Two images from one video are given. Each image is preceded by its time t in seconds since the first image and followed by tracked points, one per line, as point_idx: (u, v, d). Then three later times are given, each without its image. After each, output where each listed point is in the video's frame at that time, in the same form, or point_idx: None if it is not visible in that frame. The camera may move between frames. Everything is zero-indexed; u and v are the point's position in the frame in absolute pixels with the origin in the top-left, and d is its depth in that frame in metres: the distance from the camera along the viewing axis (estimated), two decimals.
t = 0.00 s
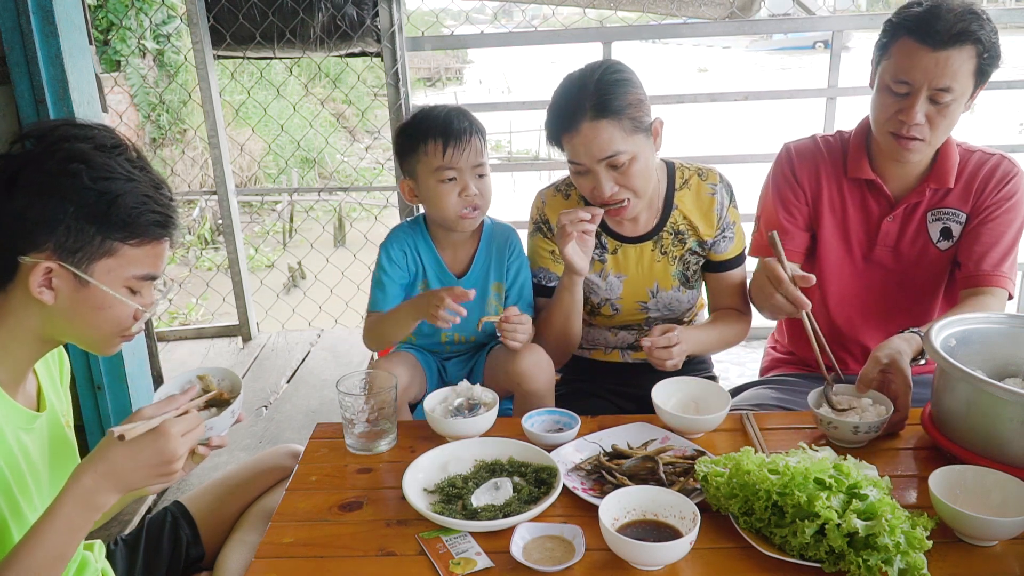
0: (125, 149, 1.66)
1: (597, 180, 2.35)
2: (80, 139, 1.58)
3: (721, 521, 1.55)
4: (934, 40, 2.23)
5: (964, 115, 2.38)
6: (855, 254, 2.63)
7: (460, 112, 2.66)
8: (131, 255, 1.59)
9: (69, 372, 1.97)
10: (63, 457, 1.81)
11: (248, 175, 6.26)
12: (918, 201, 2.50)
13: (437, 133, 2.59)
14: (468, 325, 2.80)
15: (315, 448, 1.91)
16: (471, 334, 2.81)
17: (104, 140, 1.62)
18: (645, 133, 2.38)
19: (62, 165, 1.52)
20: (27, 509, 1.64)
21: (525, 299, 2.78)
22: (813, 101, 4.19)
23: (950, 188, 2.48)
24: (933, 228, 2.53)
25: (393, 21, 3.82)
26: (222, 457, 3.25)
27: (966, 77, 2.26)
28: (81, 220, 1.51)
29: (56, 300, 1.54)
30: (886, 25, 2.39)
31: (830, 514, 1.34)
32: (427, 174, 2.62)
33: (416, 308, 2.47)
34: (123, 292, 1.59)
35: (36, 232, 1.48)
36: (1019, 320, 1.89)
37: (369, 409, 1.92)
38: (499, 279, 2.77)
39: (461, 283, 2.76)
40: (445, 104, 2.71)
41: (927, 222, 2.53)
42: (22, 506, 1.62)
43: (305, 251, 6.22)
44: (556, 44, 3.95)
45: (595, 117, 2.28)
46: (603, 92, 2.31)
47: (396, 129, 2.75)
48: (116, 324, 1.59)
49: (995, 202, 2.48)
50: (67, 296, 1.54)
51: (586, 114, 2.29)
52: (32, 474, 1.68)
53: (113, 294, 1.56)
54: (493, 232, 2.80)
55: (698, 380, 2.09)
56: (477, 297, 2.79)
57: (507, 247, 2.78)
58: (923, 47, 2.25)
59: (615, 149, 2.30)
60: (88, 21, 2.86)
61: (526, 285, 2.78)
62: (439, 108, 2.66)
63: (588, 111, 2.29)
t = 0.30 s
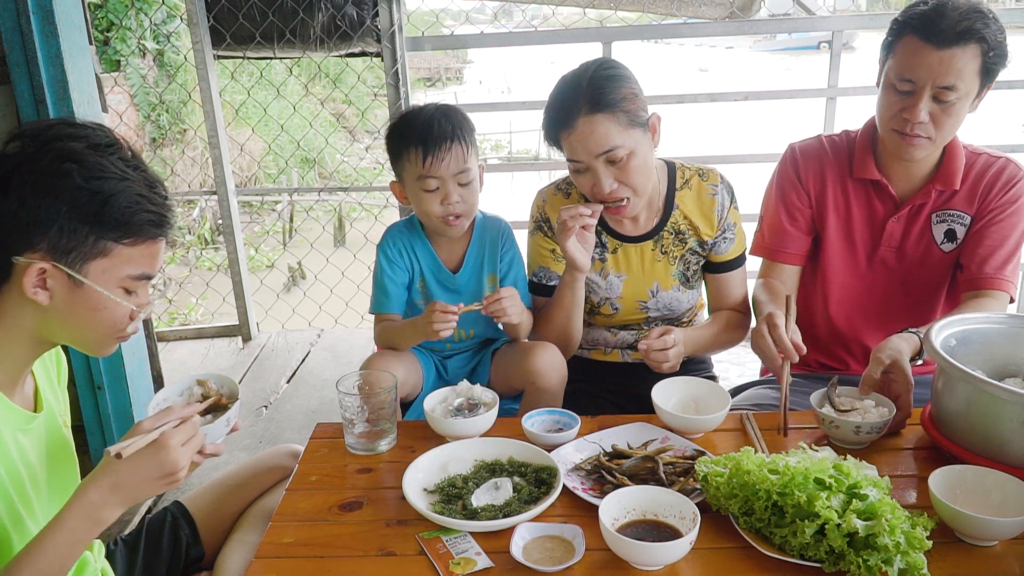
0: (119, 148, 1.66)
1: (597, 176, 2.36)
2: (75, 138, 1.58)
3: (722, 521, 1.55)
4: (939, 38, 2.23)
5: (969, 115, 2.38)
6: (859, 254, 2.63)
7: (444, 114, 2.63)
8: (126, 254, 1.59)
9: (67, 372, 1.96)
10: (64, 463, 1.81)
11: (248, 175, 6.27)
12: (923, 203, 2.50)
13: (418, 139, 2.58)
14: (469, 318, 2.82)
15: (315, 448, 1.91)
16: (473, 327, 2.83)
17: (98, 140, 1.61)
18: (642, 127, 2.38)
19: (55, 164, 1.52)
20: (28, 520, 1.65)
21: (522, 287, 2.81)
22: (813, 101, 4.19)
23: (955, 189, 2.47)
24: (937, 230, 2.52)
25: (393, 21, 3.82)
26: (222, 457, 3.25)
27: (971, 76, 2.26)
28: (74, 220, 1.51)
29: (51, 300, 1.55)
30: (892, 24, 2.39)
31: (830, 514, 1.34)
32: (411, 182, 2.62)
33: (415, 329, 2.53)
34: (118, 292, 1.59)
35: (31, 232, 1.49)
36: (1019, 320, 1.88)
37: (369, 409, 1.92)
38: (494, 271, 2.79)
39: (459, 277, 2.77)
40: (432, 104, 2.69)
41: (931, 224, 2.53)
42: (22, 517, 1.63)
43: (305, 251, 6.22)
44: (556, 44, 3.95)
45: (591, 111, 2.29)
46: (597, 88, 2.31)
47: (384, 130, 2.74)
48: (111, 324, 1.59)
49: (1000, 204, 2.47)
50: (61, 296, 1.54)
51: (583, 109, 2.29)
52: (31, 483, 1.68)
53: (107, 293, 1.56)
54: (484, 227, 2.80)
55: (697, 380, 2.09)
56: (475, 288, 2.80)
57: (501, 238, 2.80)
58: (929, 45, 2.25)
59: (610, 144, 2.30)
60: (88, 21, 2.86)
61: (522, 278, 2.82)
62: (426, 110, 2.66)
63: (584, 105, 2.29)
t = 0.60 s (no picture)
0: (123, 151, 1.65)
1: (596, 176, 2.36)
2: (78, 140, 1.58)
3: (722, 521, 1.55)
4: (916, 40, 2.24)
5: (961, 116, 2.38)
6: (863, 259, 2.62)
7: (430, 127, 2.61)
8: (128, 258, 1.59)
9: (67, 372, 1.96)
10: (63, 465, 1.81)
11: (249, 175, 6.27)
12: (928, 206, 2.49)
13: (403, 154, 2.56)
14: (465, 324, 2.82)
15: (315, 448, 1.91)
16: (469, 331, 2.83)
17: (103, 142, 1.61)
18: (640, 125, 2.37)
19: (58, 165, 1.52)
20: (27, 521, 1.64)
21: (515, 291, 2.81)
22: (813, 101, 4.20)
23: (960, 192, 2.47)
24: (943, 233, 2.52)
25: (393, 21, 3.82)
26: (222, 457, 3.25)
27: (954, 76, 2.25)
28: (77, 222, 1.51)
29: (51, 301, 1.54)
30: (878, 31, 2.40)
31: (830, 514, 1.34)
32: (400, 195, 2.61)
33: (412, 340, 2.52)
34: (119, 295, 1.60)
35: (33, 233, 1.49)
36: (1019, 320, 1.88)
37: (368, 408, 1.92)
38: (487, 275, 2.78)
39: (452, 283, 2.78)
40: (420, 114, 2.68)
41: (937, 227, 2.52)
42: (21, 518, 1.62)
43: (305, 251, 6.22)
44: (556, 44, 3.95)
45: (588, 110, 2.29)
46: (593, 87, 2.31)
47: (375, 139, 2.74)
48: (111, 325, 1.60)
49: (1004, 207, 2.48)
50: (62, 298, 1.54)
51: (580, 108, 2.29)
52: (29, 484, 1.68)
53: (107, 296, 1.57)
54: (478, 230, 2.81)
55: (697, 380, 2.09)
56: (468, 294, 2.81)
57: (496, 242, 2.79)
58: (907, 48, 2.26)
59: (609, 143, 2.30)
60: (88, 21, 2.86)
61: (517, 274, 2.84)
62: (413, 121, 2.64)
63: (581, 104, 2.29)
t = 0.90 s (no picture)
0: (129, 155, 1.65)
1: (599, 176, 2.35)
2: (84, 143, 1.59)
3: (721, 521, 1.55)
4: (904, 44, 2.24)
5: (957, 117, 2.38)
6: (865, 261, 2.62)
7: (436, 128, 2.63)
8: (131, 262, 1.59)
9: (68, 373, 1.96)
10: (64, 465, 1.81)
11: (249, 175, 6.28)
12: (930, 208, 2.49)
13: (413, 155, 2.57)
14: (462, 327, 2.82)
15: (315, 448, 1.91)
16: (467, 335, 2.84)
17: (109, 146, 1.62)
18: (643, 128, 2.38)
19: (61, 169, 1.52)
20: (27, 520, 1.64)
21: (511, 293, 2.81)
22: (813, 101, 4.20)
23: (962, 194, 2.47)
24: (947, 235, 2.52)
25: (393, 21, 3.82)
26: (222, 457, 3.25)
27: (944, 79, 2.24)
28: (81, 228, 1.51)
29: (53, 304, 1.54)
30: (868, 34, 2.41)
31: (830, 514, 1.34)
32: (408, 197, 2.61)
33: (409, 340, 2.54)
34: (121, 300, 1.59)
35: (36, 237, 1.48)
36: (1019, 320, 1.89)
37: (368, 408, 1.92)
38: (483, 279, 2.79)
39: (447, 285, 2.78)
40: (424, 117, 2.70)
41: (940, 230, 2.52)
42: (21, 518, 1.62)
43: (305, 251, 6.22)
44: (556, 44, 3.95)
45: (591, 110, 2.29)
46: (596, 87, 2.31)
47: (376, 143, 2.74)
48: (114, 329, 1.60)
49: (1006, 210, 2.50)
50: (64, 301, 1.54)
51: (583, 109, 2.29)
52: (30, 483, 1.68)
53: (110, 302, 1.57)
54: (479, 233, 2.82)
55: (696, 380, 2.09)
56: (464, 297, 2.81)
57: (493, 245, 2.80)
58: (894, 52, 2.27)
59: (611, 144, 2.30)
60: (88, 21, 2.86)
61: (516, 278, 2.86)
62: (418, 124, 2.65)
63: (584, 104, 2.29)
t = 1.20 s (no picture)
0: (122, 150, 1.64)
1: (600, 177, 2.35)
2: (78, 141, 1.57)
3: (721, 521, 1.55)
4: (902, 47, 2.24)
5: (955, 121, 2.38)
6: (866, 261, 2.62)
7: (448, 121, 2.68)
8: (131, 257, 1.59)
9: (72, 372, 1.96)
10: (68, 472, 1.81)
11: (248, 175, 6.29)
12: (932, 208, 2.49)
13: (428, 144, 2.61)
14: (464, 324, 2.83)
15: (316, 448, 1.91)
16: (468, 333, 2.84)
17: (102, 142, 1.61)
18: (645, 130, 2.39)
19: (57, 167, 1.51)
20: (32, 528, 1.64)
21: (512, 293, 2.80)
22: (813, 101, 4.20)
23: (964, 194, 2.47)
24: (949, 235, 2.52)
25: (393, 21, 3.82)
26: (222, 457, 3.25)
27: (941, 82, 2.24)
28: (78, 225, 1.51)
29: (56, 303, 1.55)
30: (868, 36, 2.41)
31: (830, 514, 1.34)
32: (420, 186, 2.63)
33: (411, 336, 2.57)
34: (125, 295, 1.60)
35: (36, 236, 1.48)
36: (1019, 320, 1.89)
37: (368, 409, 1.92)
38: (485, 277, 2.79)
39: (450, 282, 2.79)
40: (434, 111, 2.74)
41: (942, 230, 2.52)
42: (24, 519, 1.62)
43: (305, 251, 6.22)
44: (556, 44, 3.95)
45: (593, 112, 2.29)
46: (598, 88, 2.31)
47: (385, 136, 2.75)
48: (120, 325, 1.60)
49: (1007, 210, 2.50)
50: (66, 299, 1.55)
51: (585, 110, 2.29)
52: (33, 490, 1.68)
53: (113, 298, 1.57)
54: (483, 231, 2.81)
55: (696, 380, 2.09)
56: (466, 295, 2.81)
57: (497, 242, 2.79)
58: (892, 56, 2.27)
59: (614, 146, 2.30)
60: (88, 21, 2.86)
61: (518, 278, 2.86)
62: (428, 117, 2.68)
63: (587, 106, 2.29)
